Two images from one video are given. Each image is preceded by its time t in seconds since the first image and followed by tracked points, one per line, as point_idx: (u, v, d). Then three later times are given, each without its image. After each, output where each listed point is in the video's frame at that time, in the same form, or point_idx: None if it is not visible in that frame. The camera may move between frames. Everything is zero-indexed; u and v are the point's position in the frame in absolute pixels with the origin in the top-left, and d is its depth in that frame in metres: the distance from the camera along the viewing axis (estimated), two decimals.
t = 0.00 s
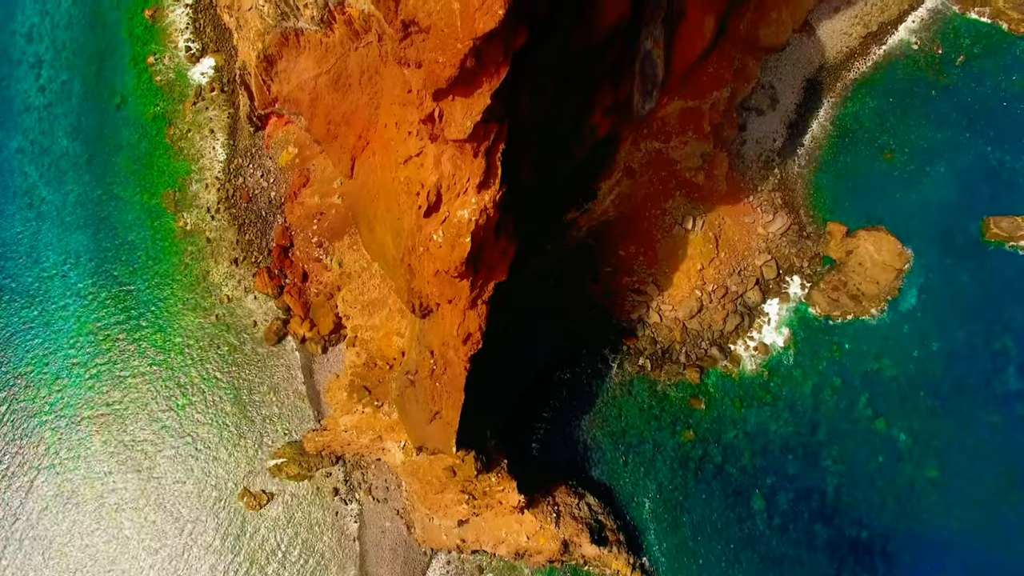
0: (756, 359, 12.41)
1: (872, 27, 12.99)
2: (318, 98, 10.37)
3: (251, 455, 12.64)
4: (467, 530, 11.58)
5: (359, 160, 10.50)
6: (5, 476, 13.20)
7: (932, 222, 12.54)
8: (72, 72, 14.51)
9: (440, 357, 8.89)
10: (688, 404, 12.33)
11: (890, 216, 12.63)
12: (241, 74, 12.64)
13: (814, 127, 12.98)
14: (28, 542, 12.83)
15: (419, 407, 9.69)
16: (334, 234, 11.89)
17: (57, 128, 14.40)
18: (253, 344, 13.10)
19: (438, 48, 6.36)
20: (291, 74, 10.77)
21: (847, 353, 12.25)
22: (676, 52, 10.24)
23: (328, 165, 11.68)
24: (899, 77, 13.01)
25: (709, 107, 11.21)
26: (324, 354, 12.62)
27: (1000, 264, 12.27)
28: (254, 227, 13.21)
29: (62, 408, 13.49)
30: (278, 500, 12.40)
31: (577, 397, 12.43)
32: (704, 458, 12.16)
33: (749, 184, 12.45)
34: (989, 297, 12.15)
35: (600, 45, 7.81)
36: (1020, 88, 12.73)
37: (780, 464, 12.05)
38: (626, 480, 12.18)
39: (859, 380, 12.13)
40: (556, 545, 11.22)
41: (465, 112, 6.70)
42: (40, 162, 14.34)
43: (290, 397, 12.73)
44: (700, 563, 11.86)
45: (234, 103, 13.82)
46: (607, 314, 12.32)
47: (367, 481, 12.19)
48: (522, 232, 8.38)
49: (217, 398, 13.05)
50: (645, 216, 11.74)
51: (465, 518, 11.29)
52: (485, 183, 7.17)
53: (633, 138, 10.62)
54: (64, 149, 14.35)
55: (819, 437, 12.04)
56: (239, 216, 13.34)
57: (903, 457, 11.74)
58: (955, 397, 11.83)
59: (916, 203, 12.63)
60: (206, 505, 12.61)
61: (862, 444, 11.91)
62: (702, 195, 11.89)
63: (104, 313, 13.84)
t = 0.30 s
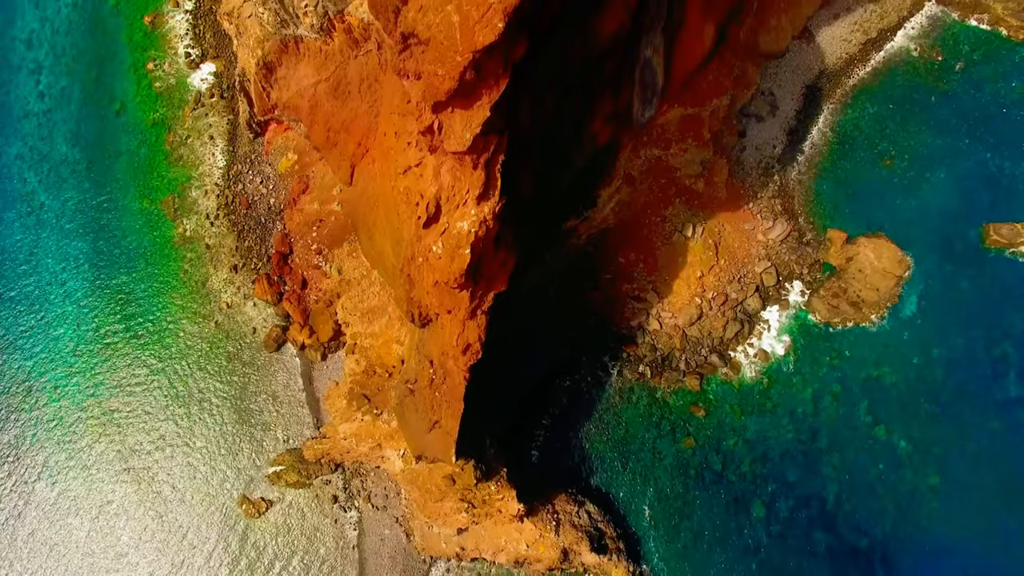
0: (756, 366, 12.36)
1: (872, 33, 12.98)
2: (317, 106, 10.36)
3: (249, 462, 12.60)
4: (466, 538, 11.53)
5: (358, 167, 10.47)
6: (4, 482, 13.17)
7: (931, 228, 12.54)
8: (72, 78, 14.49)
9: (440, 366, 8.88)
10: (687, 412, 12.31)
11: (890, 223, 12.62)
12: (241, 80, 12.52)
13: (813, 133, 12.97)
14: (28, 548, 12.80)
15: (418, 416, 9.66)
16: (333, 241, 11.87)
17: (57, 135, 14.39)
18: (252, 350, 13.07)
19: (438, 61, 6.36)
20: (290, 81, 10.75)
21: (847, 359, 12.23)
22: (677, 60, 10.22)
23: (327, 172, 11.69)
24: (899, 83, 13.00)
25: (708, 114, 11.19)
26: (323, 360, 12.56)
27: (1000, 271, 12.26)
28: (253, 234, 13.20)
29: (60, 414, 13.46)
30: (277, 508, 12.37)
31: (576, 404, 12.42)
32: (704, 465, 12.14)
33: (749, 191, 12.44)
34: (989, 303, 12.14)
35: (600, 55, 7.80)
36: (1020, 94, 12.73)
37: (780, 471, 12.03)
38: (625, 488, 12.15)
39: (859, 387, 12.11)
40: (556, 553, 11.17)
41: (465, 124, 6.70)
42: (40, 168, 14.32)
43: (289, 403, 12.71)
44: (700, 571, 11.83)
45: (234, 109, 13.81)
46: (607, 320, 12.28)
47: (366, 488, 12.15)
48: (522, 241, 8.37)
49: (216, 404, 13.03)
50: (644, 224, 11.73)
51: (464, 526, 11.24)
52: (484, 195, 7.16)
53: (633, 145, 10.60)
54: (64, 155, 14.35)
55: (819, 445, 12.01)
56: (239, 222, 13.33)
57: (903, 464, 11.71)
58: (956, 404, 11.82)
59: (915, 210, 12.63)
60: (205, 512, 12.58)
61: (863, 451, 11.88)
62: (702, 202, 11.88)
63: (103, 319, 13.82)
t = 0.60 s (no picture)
0: (756, 373, 12.35)
1: (871, 40, 12.99)
2: (317, 113, 10.36)
3: (248, 470, 12.58)
4: (466, 547, 11.51)
5: (357, 175, 10.46)
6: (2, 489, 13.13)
7: (931, 235, 12.53)
8: (72, 84, 14.48)
9: (440, 377, 8.86)
10: (688, 419, 12.28)
11: (890, 230, 12.61)
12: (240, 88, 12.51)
13: (813, 140, 12.96)
14: (26, 556, 12.77)
15: (418, 426, 9.64)
16: (332, 248, 11.87)
17: (56, 141, 14.37)
18: (251, 358, 13.05)
19: (437, 74, 6.35)
20: (290, 88, 10.74)
21: (847, 366, 12.21)
22: (677, 69, 10.21)
23: (326, 179, 11.69)
24: (899, 90, 12.99)
25: (708, 122, 11.18)
26: (323, 368, 12.57)
27: (1000, 278, 12.24)
28: (253, 241, 13.20)
29: (58, 422, 13.43)
30: (277, 515, 12.34)
31: (576, 411, 12.40)
32: (704, 473, 12.11)
33: (749, 198, 12.43)
34: (989, 310, 12.13)
35: (600, 65, 7.78)
36: (1020, 101, 12.72)
37: (780, 479, 12.00)
38: (625, 496, 12.12)
39: (859, 394, 12.09)
40: (556, 561, 11.18)
41: (465, 137, 6.69)
42: (39, 174, 14.30)
43: (288, 411, 12.68)
44: None
45: (233, 116, 13.81)
46: (607, 327, 12.28)
47: (366, 496, 12.12)
48: (522, 251, 8.35)
49: (215, 411, 13.01)
50: (644, 231, 11.71)
51: (464, 534, 11.28)
52: (484, 208, 7.16)
53: (633, 153, 10.59)
54: (63, 162, 14.33)
55: (819, 452, 11.99)
56: (238, 229, 13.33)
57: (903, 472, 11.70)
58: (956, 411, 11.80)
59: (915, 216, 12.62)
60: (204, 521, 12.54)
61: (863, 458, 11.86)
62: (702, 209, 11.87)
63: (102, 326, 13.79)
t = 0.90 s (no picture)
0: (756, 380, 12.32)
1: (871, 46, 12.98)
2: (317, 120, 10.36)
3: (247, 478, 12.55)
4: (466, 555, 11.36)
5: (357, 182, 10.44)
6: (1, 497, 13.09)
7: (932, 241, 12.52)
8: (71, 90, 14.47)
9: (439, 387, 8.84)
10: (688, 427, 12.25)
11: (890, 237, 12.60)
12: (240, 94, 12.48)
13: (813, 146, 12.95)
14: (24, 564, 12.72)
15: (417, 435, 9.62)
16: (332, 255, 11.85)
17: (56, 148, 14.36)
18: (251, 365, 13.03)
19: (437, 87, 6.35)
20: (289, 96, 10.73)
21: (847, 374, 12.19)
22: (677, 77, 10.21)
23: (326, 186, 11.69)
24: (899, 96, 12.99)
25: (708, 129, 11.16)
26: (322, 375, 12.52)
27: (1001, 285, 12.23)
28: (252, 247, 13.18)
29: (57, 430, 13.40)
30: (276, 523, 12.31)
31: (577, 418, 12.38)
32: (704, 480, 12.09)
33: (749, 204, 12.42)
34: (990, 317, 12.12)
35: (600, 75, 7.76)
36: (1019, 107, 12.73)
37: (780, 486, 11.97)
38: (625, 504, 12.09)
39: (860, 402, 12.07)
40: (556, 570, 10.98)
41: (464, 149, 6.69)
42: (38, 181, 14.29)
43: (287, 418, 12.65)
44: None
45: (233, 122, 13.79)
46: (607, 335, 12.27)
47: (365, 504, 12.08)
48: (521, 261, 8.34)
49: (214, 419, 12.98)
50: (644, 239, 11.69)
51: (464, 543, 11.15)
52: (484, 220, 7.16)
53: (633, 161, 10.57)
54: (63, 168, 14.32)
55: (819, 459, 11.97)
56: (237, 236, 13.31)
57: (904, 479, 11.68)
58: (957, 418, 11.78)
59: (915, 223, 12.61)
60: (203, 529, 12.50)
61: (864, 466, 11.83)
62: (702, 217, 11.85)
63: (101, 333, 13.77)
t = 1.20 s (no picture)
0: (756, 388, 12.30)
1: (871, 52, 12.97)
2: (316, 128, 10.34)
3: (247, 486, 12.52)
4: (466, 564, 11.19)
5: (357, 190, 10.41)
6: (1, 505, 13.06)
7: (932, 248, 12.51)
8: (71, 97, 14.45)
9: (439, 397, 8.82)
10: (688, 435, 12.23)
11: (890, 243, 12.59)
12: (240, 101, 12.42)
13: (813, 153, 12.95)
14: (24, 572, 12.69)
15: (417, 445, 9.60)
16: (331, 263, 11.83)
17: (55, 154, 14.34)
18: (250, 373, 13.00)
19: (437, 101, 6.34)
20: (289, 103, 10.72)
21: (848, 381, 12.17)
22: (677, 86, 10.19)
23: (326, 194, 11.67)
24: (899, 103, 12.99)
25: (709, 137, 11.14)
26: (321, 383, 12.47)
27: (1001, 292, 12.21)
28: (252, 255, 13.16)
29: (56, 438, 13.36)
30: (275, 532, 12.27)
31: (577, 426, 12.36)
32: (704, 488, 12.06)
33: (749, 212, 12.41)
34: (991, 324, 12.09)
35: (600, 86, 7.73)
36: (1020, 114, 12.72)
37: (780, 494, 11.95)
38: (624, 512, 12.06)
39: (860, 410, 12.05)
40: None
41: (464, 163, 6.68)
42: (38, 187, 14.27)
43: (286, 426, 12.61)
44: None
45: (233, 128, 13.77)
46: (608, 343, 12.26)
47: (365, 512, 12.02)
48: (521, 271, 8.32)
49: (213, 427, 12.95)
50: (645, 246, 11.67)
51: (463, 553, 11.08)
52: (483, 233, 7.16)
53: (633, 169, 10.56)
54: (62, 175, 14.30)
55: (820, 467, 11.94)
56: (237, 243, 13.30)
57: (905, 487, 11.65)
58: (958, 425, 11.75)
59: (916, 230, 12.60)
60: (202, 537, 12.47)
61: (865, 474, 11.80)
62: (702, 224, 11.84)
63: (100, 341, 13.74)
